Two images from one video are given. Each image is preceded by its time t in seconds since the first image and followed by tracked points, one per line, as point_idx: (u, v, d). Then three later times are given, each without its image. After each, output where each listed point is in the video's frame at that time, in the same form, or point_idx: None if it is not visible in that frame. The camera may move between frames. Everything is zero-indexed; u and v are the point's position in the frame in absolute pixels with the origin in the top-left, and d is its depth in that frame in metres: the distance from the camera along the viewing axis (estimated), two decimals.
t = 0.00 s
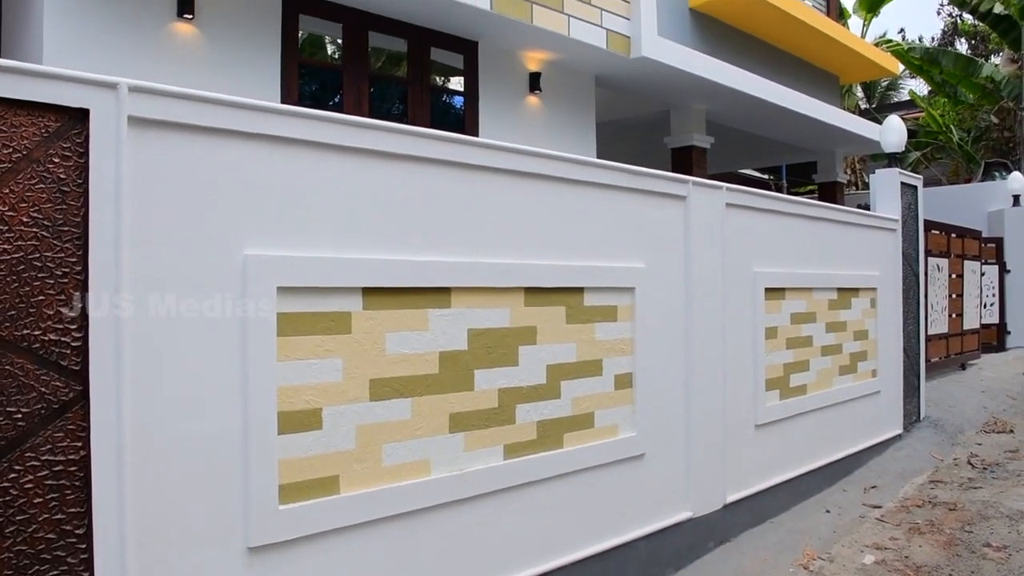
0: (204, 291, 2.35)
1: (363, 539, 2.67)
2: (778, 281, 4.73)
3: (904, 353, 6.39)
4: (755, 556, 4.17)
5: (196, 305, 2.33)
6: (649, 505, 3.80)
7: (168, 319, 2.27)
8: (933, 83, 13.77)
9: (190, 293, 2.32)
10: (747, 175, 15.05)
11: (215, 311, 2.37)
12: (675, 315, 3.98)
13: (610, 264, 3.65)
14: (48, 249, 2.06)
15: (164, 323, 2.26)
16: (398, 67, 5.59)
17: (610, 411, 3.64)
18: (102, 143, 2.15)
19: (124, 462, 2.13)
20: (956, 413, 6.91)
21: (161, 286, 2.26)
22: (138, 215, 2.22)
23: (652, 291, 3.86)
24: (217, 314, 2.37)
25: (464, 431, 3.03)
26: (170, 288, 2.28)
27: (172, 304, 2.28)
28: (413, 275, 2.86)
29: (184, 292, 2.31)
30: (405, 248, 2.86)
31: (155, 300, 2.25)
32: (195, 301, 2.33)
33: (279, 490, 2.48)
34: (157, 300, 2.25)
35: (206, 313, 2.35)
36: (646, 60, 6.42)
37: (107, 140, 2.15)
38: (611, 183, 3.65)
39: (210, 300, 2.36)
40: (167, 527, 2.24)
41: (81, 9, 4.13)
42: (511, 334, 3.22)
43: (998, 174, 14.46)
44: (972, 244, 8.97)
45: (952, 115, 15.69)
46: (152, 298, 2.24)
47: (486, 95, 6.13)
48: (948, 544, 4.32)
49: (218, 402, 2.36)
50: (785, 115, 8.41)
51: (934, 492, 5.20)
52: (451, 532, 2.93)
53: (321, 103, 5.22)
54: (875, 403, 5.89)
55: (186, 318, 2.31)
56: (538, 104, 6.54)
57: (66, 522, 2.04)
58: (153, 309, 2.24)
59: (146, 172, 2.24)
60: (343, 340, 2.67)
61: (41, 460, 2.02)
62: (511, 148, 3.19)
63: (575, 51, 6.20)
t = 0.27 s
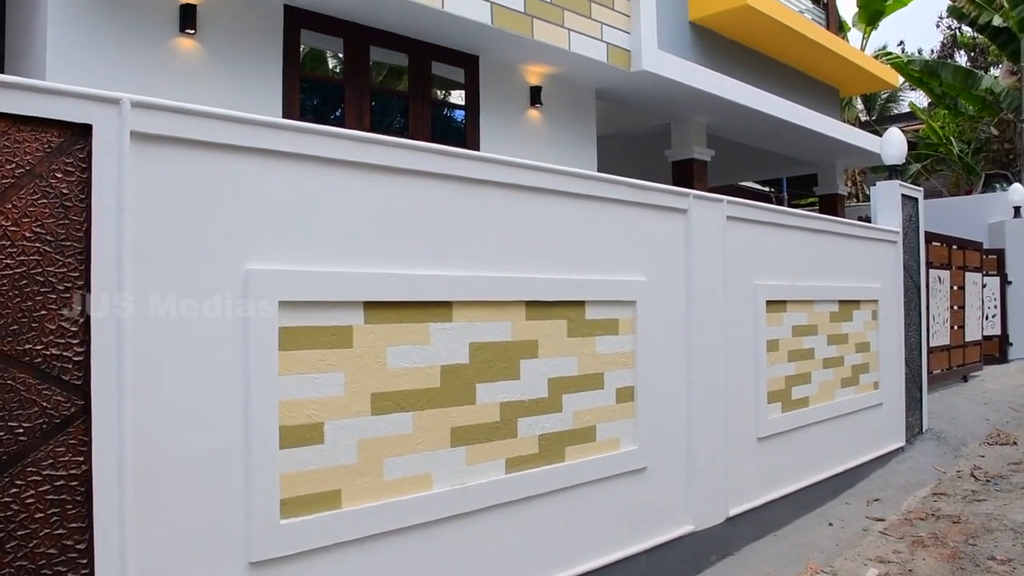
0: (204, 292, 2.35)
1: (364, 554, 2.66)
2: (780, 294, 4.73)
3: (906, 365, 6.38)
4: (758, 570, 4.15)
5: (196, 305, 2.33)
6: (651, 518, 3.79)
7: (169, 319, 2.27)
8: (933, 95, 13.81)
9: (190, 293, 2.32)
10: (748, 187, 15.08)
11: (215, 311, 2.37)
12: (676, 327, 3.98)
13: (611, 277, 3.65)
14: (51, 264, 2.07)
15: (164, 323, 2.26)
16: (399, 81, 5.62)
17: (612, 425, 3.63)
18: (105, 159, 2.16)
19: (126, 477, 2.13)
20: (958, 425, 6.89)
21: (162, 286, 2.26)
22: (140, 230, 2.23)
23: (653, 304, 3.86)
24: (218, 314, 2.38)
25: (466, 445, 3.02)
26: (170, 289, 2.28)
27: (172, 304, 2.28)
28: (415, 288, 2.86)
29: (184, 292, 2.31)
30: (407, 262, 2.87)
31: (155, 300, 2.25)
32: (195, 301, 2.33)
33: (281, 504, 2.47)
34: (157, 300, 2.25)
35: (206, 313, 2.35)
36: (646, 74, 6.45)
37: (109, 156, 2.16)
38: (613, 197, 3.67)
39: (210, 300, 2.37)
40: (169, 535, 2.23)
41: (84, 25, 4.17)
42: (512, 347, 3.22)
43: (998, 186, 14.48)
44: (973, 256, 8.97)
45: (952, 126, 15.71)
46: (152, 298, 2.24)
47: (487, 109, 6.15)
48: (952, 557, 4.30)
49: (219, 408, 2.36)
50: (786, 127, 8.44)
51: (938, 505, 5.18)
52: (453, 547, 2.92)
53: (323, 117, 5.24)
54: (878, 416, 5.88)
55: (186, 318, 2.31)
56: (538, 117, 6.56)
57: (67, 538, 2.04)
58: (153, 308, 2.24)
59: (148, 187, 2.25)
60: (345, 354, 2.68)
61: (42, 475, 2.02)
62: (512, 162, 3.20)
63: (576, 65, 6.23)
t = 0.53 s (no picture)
0: (204, 291, 2.36)
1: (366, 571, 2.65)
2: (781, 309, 4.73)
3: (908, 379, 6.37)
4: None
5: (196, 305, 2.33)
6: (654, 534, 3.77)
7: (169, 319, 2.27)
8: (933, 109, 13.84)
9: (190, 293, 2.32)
10: (749, 201, 15.11)
11: (215, 311, 2.37)
12: (678, 342, 3.98)
13: (612, 293, 3.65)
14: (53, 281, 2.08)
15: (164, 323, 2.26)
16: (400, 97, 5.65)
17: (613, 440, 3.63)
18: (108, 176, 2.17)
19: (127, 492, 2.13)
20: (962, 439, 6.87)
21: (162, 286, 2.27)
22: (143, 247, 2.24)
23: (654, 319, 3.86)
24: (217, 314, 2.38)
25: (468, 461, 3.01)
26: (170, 288, 2.28)
27: (172, 304, 2.28)
28: (416, 304, 2.87)
29: (184, 292, 2.31)
30: (408, 278, 2.87)
31: (155, 300, 2.25)
32: (195, 301, 2.34)
33: (282, 521, 2.46)
34: (157, 300, 2.26)
35: (206, 312, 2.35)
36: (647, 89, 6.47)
37: (112, 172, 2.17)
38: (614, 213, 3.67)
39: (210, 300, 2.37)
40: (171, 544, 2.23)
41: (87, 43, 4.21)
42: (514, 363, 3.22)
43: (1000, 199, 14.50)
44: (975, 269, 8.97)
45: (953, 140, 15.76)
46: (152, 297, 2.24)
47: (489, 124, 6.19)
48: (957, 572, 4.28)
49: (220, 417, 2.36)
50: (786, 141, 8.46)
51: (942, 519, 5.15)
52: (455, 564, 2.91)
53: (325, 132, 5.26)
54: (881, 430, 5.86)
55: (186, 318, 2.31)
56: (540, 132, 6.59)
57: (69, 554, 2.04)
58: (153, 308, 2.24)
59: (150, 204, 2.26)
60: (346, 370, 2.68)
61: (44, 491, 2.02)
62: (514, 178, 3.21)
63: (577, 80, 6.27)
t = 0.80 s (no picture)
0: (204, 292, 2.36)
1: None
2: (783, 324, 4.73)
3: (911, 394, 6.36)
4: None
5: (196, 305, 2.34)
6: (657, 550, 3.76)
7: (169, 318, 2.28)
8: (933, 123, 13.89)
9: (189, 293, 2.33)
10: (750, 216, 15.13)
11: (215, 311, 2.38)
12: (679, 357, 3.98)
13: (614, 309, 3.66)
14: (56, 298, 2.08)
15: (164, 323, 2.27)
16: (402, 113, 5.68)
17: (615, 456, 3.62)
18: (111, 194, 2.18)
19: (128, 504, 2.13)
20: (965, 453, 6.85)
21: (161, 286, 2.27)
22: (145, 265, 2.24)
23: (656, 335, 3.86)
24: (217, 313, 2.39)
25: (469, 477, 3.01)
26: (169, 288, 2.29)
27: (172, 304, 2.29)
28: (418, 320, 2.87)
29: (184, 292, 2.32)
30: (410, 295, 2.88)
31: (155, 300, 2.26)
32: (194, 301, 2.34)
33: (283, 538, 2.46)
34: (157, 300, 2.26)
35: (206, 312, 2.36)
36: (648, 105, 6.50)
37: (115, 190, 2.19)
38: (615, 229, 3.68)
39: (210, 300, 2.38)
40: (172, 554, 2.22)
41: (91, 61, 4.25)
42: (516, 379, 3.22)
43: (1001, 213, 14.52)
44: (977, 283, 8.98)
45: (953, 154, 15.81)
46: (152, 298, 2.25)
47: (490, 141, 6.22)
48: None
49: (221, 426, 2.36)
50: (787, 156, 8.49)
51: (946, 535, 5.13)
52: None
53: (327, 149, 5.29)
54: (883, 445, 5.84)
55: (186, 318, 2.32)
56: (541, 148, 6.62)
57: (69, 572, 2.03)
58: (153, 309, 2.25)
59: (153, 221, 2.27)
60: (349, 387, 2.68)
61: (45, 509, 2.01)
62: (515, 195, 3.23)
63: (578, 96, 6.30)
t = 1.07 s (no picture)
0: (204, 291, 2.37)
1: None
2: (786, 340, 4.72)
3: (913, 409, 6.34)
4: None
5: (195, 305, 2.35)
6: (659, 567, 3.74)
7: (169, 318, 2.29)
8: (932, 139, 13.94)
9: (189, 294, 2.34)
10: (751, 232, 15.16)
11: (215, 311, 2.39)
12: (680, 373, 3.98)
13: (615, 325, 3.66)
14: (58, 315, 2.09)
15: (164, 323, 2.28)
16: (403, 130, 5.71)
17: (617, 473, 3.61)
18: (113, 212, 2.20)
19: (129, 516, 2.13)
20: (968, 469, 6.82)
21: (161, 287, 2.28)
22: (147, 284, 2.25)
23: (657, 351, 3.87)
24: (217, 313, 2.40)
25: (471, 495, 3.00)
26: (170, 289, 2.30)
27: (172, 304, 2.30)
28: (420, 338, 2.88)
29: (184, 292, 2.33)
30: (411, 313, 2.89)
31: (155, 300, 2.27)
32: (195, 301, 2.35)
33: (284, 556, 2.45)
34: (157, 300, 2.27)
35: (206, 312, 2.37)
36: (648, 121, 6.54)
37: (118, 208, 2.20)
38: (616, 245, 3.70)
39: (210, 300, 2.39)
40: (173, 565, 2.22)
41: (93, 79, 4.28)
42: (517, 396, 3.22)
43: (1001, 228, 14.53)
44: (978, 298, 8.98)
45: (953, 169, 15.85)
46: (152, 298, 2.26)
47: (490, 157, 6.25)
48: None
49: (222, 439, 2.36)
50: (787, 172, 8.52)
51: (949, 551, 5.10)
52: None
53: (329, 165, 5.31)
54: (886, 460, 5.82)
55: (186, 318, 2.33)
56: (541, 164, 6.65)
57: None
58: (153, 309, 2.26)
59: (155, 239, 2.28)
60: (350, 405, 2.68)
61: (45, 527, 2.01)
62: (516, 212, 3.24)
63: (578, 113, 6.33)
